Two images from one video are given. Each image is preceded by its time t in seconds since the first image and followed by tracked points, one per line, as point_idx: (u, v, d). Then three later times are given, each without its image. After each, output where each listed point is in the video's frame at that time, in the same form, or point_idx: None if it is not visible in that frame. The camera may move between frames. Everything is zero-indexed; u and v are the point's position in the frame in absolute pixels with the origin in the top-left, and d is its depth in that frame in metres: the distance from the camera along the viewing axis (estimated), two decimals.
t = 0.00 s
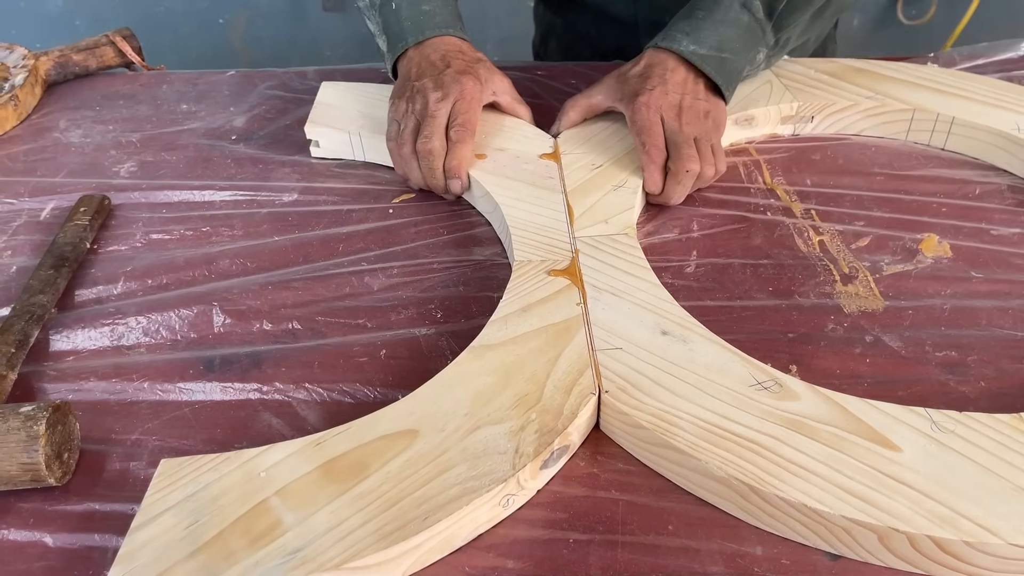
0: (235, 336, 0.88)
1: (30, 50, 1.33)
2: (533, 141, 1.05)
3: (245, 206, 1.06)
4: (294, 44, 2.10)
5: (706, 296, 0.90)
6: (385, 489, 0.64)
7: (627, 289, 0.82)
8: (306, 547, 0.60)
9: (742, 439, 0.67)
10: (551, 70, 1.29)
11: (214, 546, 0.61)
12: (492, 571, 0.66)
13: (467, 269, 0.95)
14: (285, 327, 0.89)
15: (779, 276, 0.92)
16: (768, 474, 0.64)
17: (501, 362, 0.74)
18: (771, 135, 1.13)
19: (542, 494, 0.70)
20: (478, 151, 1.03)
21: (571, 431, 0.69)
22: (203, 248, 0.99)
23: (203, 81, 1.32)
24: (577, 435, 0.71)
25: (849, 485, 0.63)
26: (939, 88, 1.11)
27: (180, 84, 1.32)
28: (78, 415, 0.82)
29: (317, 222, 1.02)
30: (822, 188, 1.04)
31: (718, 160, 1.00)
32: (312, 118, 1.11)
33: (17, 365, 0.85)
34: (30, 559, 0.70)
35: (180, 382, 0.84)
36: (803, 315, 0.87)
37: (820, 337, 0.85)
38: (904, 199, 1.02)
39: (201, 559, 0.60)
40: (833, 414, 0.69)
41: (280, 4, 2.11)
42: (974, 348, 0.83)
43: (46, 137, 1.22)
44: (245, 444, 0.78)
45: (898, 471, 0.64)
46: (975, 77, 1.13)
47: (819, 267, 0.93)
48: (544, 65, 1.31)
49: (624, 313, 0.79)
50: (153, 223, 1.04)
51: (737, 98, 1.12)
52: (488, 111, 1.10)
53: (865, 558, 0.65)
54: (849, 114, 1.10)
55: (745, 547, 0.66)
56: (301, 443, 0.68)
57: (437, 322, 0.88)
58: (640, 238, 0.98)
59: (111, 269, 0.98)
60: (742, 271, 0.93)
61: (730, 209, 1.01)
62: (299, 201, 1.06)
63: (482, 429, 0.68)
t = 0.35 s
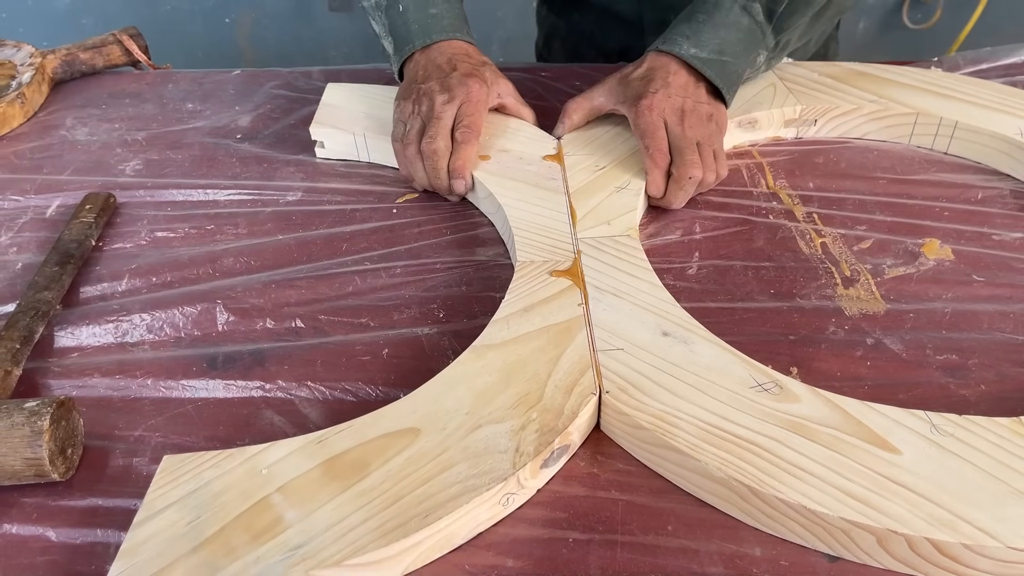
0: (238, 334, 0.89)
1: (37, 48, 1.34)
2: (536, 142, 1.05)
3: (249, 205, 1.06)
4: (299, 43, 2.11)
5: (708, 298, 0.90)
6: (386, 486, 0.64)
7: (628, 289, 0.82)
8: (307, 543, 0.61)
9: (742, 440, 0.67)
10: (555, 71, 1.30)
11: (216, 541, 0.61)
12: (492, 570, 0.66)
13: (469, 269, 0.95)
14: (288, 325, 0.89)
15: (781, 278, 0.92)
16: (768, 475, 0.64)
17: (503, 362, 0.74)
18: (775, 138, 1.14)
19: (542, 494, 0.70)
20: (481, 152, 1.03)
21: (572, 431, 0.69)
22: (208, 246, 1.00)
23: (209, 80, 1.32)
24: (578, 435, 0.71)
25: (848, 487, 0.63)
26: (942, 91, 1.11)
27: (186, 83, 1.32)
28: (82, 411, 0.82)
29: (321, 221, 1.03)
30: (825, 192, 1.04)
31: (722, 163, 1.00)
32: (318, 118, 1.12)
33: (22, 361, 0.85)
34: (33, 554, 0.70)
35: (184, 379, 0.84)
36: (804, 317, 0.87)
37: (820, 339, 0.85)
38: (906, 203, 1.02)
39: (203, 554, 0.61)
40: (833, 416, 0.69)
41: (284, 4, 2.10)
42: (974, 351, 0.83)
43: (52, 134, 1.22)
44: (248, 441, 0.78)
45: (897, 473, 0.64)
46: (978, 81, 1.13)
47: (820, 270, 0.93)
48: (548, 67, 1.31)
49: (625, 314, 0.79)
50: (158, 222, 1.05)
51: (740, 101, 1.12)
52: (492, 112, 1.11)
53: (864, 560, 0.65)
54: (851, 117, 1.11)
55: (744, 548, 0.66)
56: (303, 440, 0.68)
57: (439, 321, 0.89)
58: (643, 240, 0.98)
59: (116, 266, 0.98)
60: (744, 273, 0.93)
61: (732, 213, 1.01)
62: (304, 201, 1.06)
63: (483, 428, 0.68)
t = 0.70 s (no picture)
0: (236, 332, 0.89)
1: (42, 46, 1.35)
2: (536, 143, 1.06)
3: (249, 203, 1.07)
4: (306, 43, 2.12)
5: (704, 300, 0.91)
6: (379, 484, 0.65)
7: (624, 290, 0.82)
8: (300, 539, 0.61)
9: (734, 441, 0.67)
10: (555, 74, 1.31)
11: (209, 536, 0.62)
12: (483, 568, 0.66)
13: (467, 268, 0.96)
14: (286, 323, 0.90)
15: (777, 281, 0.92)
16: (758, 477, 0.65)
17: (498, 362, 0.74)
18: (774, 141, 1.14)
19: (535, 493, 0.71)
20: (481, 153, 1.04)
21: (565, 431, 0.70)
22: (207, 244, 1.01)
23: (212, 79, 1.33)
24: (571, 435, 0.72)
25: (839, 490, 0.63)
26: (941, 96, 1.11)
27: (189, 82, 1.33)
28: (81, 406, 0.83)
29: (320, 220, 1.04)
30: (823, 195, 1.04)
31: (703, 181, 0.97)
32: (318, 117, 1.12)
33: (22, 356, 0.86)
34: (29, 547, 0.71)
35: (181, 375, 0.85)
36: (799, 320, 0.87)
37: (815, 342, 0.85)
38: (905, 207, 1.02)
39: (197, 549, 0.61)
40: (826, 418, 0.69)
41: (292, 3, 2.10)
42: (969, 356, 0.84)
43: (56, 132, 1.23)
44: (244, 438, 0.79)
45: (888, 476, 0.64)
46: (977, 86, 1.13)
47: (818, 275, 0.93)
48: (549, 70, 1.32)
49: (621, 314, 0.80)
50: (159, 219, 1.05)
51: (741, 102, 1.11)
52: (492, 113, 1.11)
53: (854, 562, 0.65)
54: (851, 121, 1.10)
55: (734, 549, 0.67)
56: (297, 437, 0.69)
57: (436, 321, 0.89)
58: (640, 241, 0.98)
59: (116, 263, 0.99)
60: (740, 276, 0.93)
61: (731, 216, 1.01)
62: (304, 200, 1.07)
63: (477, 427, 0.68)
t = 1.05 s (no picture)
0: (230, 328, 0.90)
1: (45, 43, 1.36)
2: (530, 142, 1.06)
3: (245, 200, 1.08)
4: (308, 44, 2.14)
5: (694, 299, 0.91)
6: (366, 477, 0.65)
7: (614, 289, 0.83)
8: (286, 530, 0.62)
9: (718, 438, 0.68)
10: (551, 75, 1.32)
11: (197, 527, 0.63)
12: (467, 561, 0.67)
13: (460, 266, 0.96)
14: (280, 319, 0.91)
15: (767, 281, 0.93)
16: (739, 474, 0.65)
17: (486, 358, 0.75)
18: (769, 142, 1.14)
19: (520, 488, 0.72)
20: (475, 151, 1.05)
21: (550, 427, 0.70)
22: (203, 240, 1.02)
23: (211, 76, 1.34)
24: (557, 431, 0.72)
25: (820, 487, 0.64)
26: (935, 98, 1.11)
27: (189, 79, 1.34)
28: (75, 399, 0.84)
29: (315, 217, 1.04)
30: (815, 196, 1.05)
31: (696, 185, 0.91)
32: (315, 114, 1.13)
33: (18, 349, 0.87)
34: (21, 537, 0.72)
35: (174, 369, 0.86)
36: (788, 320, 0.88)
37: (803, 342, 0.86)
38: (896, 209, 1.02)
39: (184, 539, 0.62)
40: (810, 417, 0.70)
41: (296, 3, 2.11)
42: (956, 356, 0.84)
43: (57, 128, 1.24)
44: (235, 431, 0.80)
45: (870, 474, 0.65)
46: (971, 88, 1.14)
47: (807, 276, 0.93)
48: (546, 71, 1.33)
49: (609, 312, 0.80)
50: (157, 215, 1.06)
51: (735, 104, 1.11)
52: (488, 112, 1.11)
53: (835, 559, 0.66)
54: (845, 123, 1.11)
55: (716, 545, 0.67)
56: (286, 431, 0.70)
57: (427, 318, 0.90)
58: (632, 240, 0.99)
59: (113, 259, 1.00)
60: (731, 275, 0.94)
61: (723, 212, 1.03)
62: (300, 197, 1.08)
63: (463, 422, 0.69)
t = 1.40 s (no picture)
0: (229, 322, 0.91)
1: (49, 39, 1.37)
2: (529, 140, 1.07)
3: (246, 196, 1.09)
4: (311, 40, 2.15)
5: (690, 295, 0.92)
6: (360, 469, 0.66)
7: (610, 285, 0.84)
8: (282, 521, 0.63)
9: (711, 433, 0.68)
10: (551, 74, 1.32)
11: (193, 517, 0.63)
12: (460, 553, 0.68)
13: (457, 262, 0.97)
14: (278, 313, 0.92)
15: (763, 278, 0.93)
16: (730, 468, 0.66)
17: (481, 353, 0.76)
18: (767, 141, 1.15)
19: (514, 481, 0.72)
20: (474, 148, 1.05)
21: (544, 421, 0.71)
22: (203, 235, 1.02)
23: (213, 73, 1.35)
24: (551, 425, 0.73)
25: (810, 481, 0.65)
26: (933, 97, 1.12)
27: (191, 75, 1.34)
28: (75, 391, 0.85)
29: (314, 213, 1.05)
30: (811, 194, 1.05)
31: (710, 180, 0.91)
32: (315, 111, 1.14)
33: (19, 342, 0.88)
34: (21, 526, 0.73)
35: (173, 362, 0.86)
36: (783, 317, 0.89)
37: (798, 339, 0.86)
38: (893, 207, 1.03)
39: (180, 529, 0.63)
40: (803, 412, 0.71)
41: None
42: (949, 353, 0.85)
43: (60, 124, 1.25)
44: (233, 424, 0.81)
45: (860, 470, 0.66)
46: (969, 88, 1.14)
47: (802, 272, 0.94)
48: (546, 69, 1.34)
49: (605, 309, 0.81)
50: (158, 211, 1.07)
51: (734, 102, 1.12)
52: (487, 109, 1.12)
53: (825, 553, 0.66)
54: (842, 122, 1.11)
55: (707, 539, 0.68)
56: (283, 423, 0.71)
57: (425, 313, 0.91)
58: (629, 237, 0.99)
59: (114, 254, 1.01)
60: (726, 271, 0.94)
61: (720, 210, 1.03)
62: (299, 193, 1.09)
63: (458, 416, 0.70)
